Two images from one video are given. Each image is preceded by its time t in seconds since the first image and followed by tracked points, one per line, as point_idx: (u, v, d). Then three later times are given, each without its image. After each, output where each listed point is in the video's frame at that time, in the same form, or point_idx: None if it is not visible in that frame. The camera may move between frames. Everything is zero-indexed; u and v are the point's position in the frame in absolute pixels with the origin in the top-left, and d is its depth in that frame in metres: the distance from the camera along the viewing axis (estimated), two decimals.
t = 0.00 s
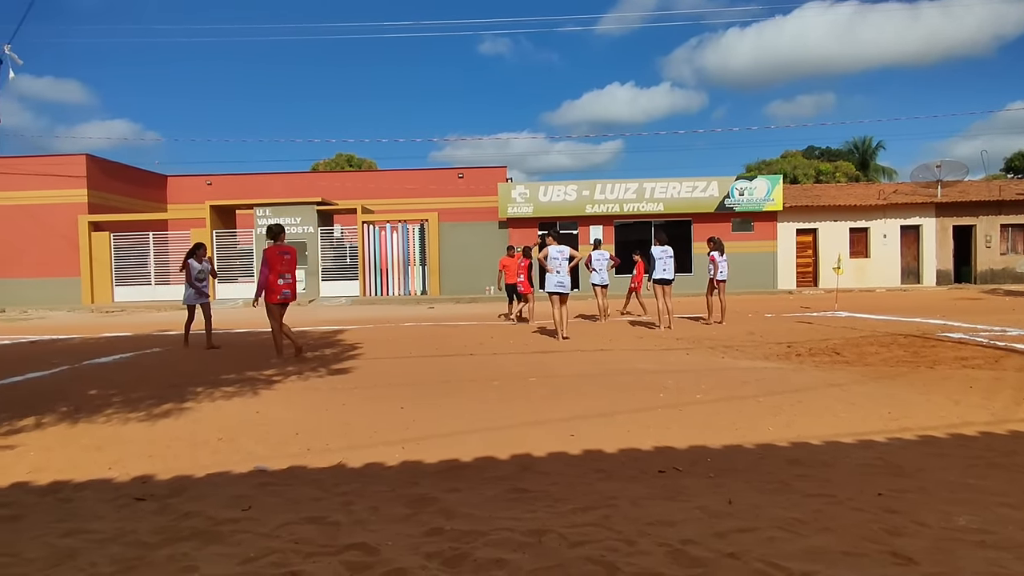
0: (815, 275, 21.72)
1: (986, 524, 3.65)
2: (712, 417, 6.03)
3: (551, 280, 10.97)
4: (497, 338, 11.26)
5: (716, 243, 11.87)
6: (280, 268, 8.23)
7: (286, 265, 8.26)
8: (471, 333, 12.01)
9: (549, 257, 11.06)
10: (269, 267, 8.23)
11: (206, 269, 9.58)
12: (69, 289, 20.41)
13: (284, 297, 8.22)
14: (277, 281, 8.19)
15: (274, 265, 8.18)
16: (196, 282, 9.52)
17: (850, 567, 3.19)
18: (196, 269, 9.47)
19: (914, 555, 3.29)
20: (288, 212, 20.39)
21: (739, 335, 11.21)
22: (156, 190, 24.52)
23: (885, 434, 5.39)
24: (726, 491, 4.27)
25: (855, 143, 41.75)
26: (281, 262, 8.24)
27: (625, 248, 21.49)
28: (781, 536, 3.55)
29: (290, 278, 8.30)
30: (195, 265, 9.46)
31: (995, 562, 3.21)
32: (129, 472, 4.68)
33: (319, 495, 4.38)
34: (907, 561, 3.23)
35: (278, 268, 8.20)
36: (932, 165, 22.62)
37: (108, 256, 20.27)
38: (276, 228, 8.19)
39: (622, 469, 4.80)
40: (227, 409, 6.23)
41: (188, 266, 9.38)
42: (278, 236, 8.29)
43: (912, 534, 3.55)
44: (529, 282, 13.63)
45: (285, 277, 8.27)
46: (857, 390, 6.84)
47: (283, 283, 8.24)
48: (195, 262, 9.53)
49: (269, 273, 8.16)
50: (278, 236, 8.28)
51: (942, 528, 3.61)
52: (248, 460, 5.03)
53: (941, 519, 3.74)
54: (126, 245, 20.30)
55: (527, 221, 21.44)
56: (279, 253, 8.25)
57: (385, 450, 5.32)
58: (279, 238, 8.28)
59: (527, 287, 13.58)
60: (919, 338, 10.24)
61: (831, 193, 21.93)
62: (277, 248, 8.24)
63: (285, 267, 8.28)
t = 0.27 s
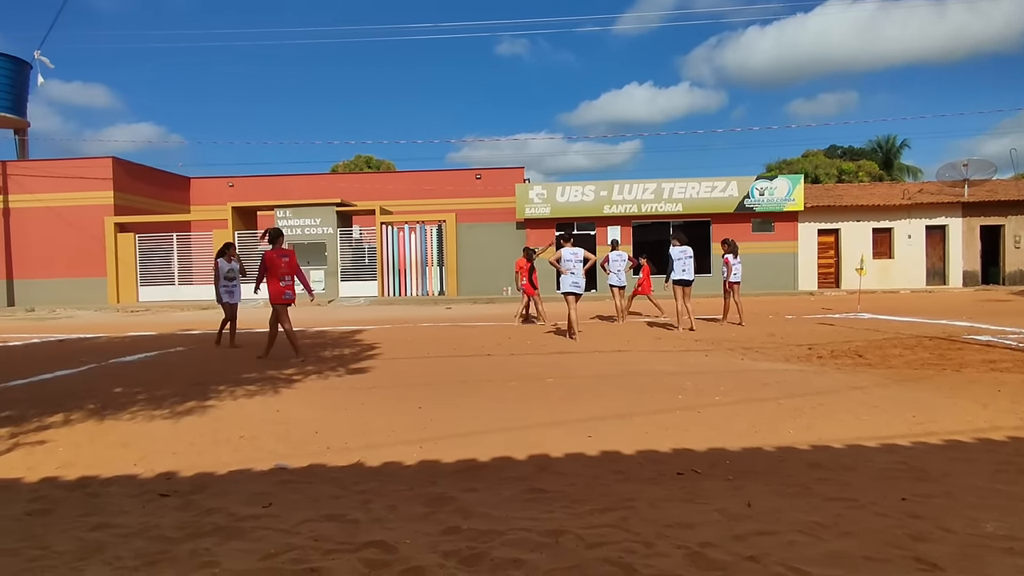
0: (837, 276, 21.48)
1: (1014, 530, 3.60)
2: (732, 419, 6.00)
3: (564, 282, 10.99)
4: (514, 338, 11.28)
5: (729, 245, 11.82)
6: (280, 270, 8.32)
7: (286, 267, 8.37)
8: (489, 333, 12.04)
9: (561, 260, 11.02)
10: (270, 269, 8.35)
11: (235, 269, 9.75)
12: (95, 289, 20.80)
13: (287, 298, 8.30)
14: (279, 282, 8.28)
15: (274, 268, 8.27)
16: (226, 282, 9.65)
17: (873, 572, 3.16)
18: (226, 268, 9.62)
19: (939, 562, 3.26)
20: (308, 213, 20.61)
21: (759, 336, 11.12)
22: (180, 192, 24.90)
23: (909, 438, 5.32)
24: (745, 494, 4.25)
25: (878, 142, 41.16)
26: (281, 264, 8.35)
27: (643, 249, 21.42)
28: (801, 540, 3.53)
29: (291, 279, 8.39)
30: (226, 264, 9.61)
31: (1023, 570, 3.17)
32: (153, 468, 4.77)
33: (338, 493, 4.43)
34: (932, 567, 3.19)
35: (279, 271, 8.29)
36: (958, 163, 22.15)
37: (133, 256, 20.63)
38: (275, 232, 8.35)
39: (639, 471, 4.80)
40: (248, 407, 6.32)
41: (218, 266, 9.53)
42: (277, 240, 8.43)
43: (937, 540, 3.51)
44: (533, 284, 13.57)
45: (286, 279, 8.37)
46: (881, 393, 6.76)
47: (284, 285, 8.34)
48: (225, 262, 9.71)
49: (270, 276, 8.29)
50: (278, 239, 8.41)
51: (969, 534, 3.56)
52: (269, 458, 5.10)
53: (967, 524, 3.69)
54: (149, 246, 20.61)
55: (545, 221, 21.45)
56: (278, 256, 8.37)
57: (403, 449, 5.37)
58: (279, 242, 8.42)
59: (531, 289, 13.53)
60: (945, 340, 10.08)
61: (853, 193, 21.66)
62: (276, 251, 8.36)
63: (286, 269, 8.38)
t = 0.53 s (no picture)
0: (860, 278, 21.26)
1: None
2: (751, 420, 5.97)
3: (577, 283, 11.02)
4: (532, 338, 11.31)
5: (740, 245, 11.83)
6: (282, 269, 8.43)
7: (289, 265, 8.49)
8: (507, 333, 12.09)
9: (572, 261, 10.98)
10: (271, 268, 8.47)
11: (260, 268, 9.91)
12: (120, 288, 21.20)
13: (286, 296, 8.41)
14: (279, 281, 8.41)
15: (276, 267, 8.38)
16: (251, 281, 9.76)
17: None
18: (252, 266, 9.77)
19: (962, 567, 3.23)
20: (328, 213, 20.81)
21: (779, 338, 11.04)
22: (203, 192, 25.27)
23: (933, 442, 5.27)
24: (764, 496, 4.24)
25: (903, 141, 40.55)
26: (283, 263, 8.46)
27: (661, 248, 21.34)
28: (821, 543, 3.52)
29: (292, 278, 8.49)
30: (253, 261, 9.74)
31: None
32: (177, 463, 4.87)
33: (357, 490, 4.49)
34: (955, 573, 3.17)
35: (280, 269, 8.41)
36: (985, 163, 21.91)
37: (157, 255, 21.00)
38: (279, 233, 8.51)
39: (657, 471, 4.80)
40: (270, 404, 6.42)
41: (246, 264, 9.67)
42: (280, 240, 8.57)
43: (961, 545, 3.47)
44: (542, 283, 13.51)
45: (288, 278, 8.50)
46: (904, 396, 6.68)
47: (285, 283, 8.46)
48: (251, 261, 9.85)
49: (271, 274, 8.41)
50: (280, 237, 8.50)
51: (994, 540, 3.53)
52: (290, 454, 5.18)
53: (992, 530, 3.65)
54: (173, 246, 20.94)
55: (563, 221, 21.45)
56: (280, 255, 8.49)
57: (421, 447, 5.42)
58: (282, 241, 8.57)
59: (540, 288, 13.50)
60: (971, 343, 9.93)
61: (876, 193, 21.39)
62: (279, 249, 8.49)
63: (288, 268, 8.51)
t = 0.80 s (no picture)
0: (884, 279, 21.00)
1: None
2: (770, 423, 5.94)
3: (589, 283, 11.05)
4: (550, 339, 11.33)
5: (757, 245, 11.82)
6: (283, 267, 8.56)
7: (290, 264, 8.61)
8: (525, 333, 12.11)
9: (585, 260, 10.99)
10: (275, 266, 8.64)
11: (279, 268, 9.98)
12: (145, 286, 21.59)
13: (286, 293, 8.58)
14: (281, 279, 8.58)
15: (274, 265, 8.50)
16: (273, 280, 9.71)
17: None
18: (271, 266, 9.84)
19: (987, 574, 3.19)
20: (348, 214, 21.00)
21: (800, 340, 10.93)
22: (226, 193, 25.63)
23: (959, 447, 5.19)
24: (784, 500, 4.22)
25: (929, 140, 39.90)
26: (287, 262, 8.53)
27: (680, 249, 21.24)
28: (843, 549, 3.49)
29: (293, 276, 8.61)
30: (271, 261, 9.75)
31: None
32: (200, 459, 4.96)
33: (376, 488, 4.54)
34: None
35: (280, 268, 8.55)
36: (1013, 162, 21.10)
37: (181, 255, 21.35)
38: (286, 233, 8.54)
39: (675, 473, 4.79)
40: (290, 402, 6.51)
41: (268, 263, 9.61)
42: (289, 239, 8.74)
43: (986, 552, 3.43)
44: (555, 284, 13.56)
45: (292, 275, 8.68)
46: (929, 400, 6.60)
47: (287, 280, 8.61)
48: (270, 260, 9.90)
49: (274, 271, 8.59)
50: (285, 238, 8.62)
51: (1020, 547, 3.47)
52: (310, 451, 5.25)
53: (1019, 537, 3.59)
54: (196, 246, 21.25)
55: (581, 222, 21.43)
56: (285, 254, 8.65)
57: (439, 446, 5.46)
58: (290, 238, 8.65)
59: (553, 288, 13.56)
60: (998, 346, 9.76)
61: (901, 194, 21.09)
62: (283, 247, 8.63)
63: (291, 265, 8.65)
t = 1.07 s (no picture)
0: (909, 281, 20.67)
1: None
2: (791, 426, 5.89)
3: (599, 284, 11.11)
4: (568, 339, 11.33)
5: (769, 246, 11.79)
6: (292, 265, 8.76)
7: (296, 262, 8.75)
8: (544, 333, 12.11)
9: (595, 261, 11.07)
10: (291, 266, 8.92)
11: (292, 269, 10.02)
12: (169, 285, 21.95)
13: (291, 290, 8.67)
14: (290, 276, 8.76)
15: (281, 263, 8.77)
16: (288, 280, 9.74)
17: None
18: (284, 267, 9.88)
19: None
20: (367, 214, 21.15)
21: (822, 342, 10.80)
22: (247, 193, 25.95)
23: (986, 453, 5.11)
24: (805, 504, 4.19)
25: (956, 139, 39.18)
26: (292, 259, 8.66)
27: (700, 250, 21.10)
28: (865, 555, 3.45)
29: (297, 274, 8.69)
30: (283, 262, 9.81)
31: None
32: (222, 455, 5.04)
33: (394, 486, 4.58)
34: None
35: (286, 266, 8.78)
36: None
37: (205, 255, 21.67)
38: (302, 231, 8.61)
39: (693, 476, 4.77)
40: (310, 400, 6.59)
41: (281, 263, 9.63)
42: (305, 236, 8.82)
43: (1015, 561, 3.37)
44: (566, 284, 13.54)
45: (299, 274, 8.76)
46: (956, 405, 6.49)
47: (294, 278, 8.75)
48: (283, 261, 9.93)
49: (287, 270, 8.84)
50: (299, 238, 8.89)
51: None
52: (329, 449, 5.31)
53: None
54: (218, 245, 21.54)
55: (599, 222, 21.41)
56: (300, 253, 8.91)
57: (457, 445, 5.49)
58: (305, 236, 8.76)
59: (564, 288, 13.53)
60: None
61: (927, 194, 20.75)
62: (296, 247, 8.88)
63: (298, 263, 8.76)
